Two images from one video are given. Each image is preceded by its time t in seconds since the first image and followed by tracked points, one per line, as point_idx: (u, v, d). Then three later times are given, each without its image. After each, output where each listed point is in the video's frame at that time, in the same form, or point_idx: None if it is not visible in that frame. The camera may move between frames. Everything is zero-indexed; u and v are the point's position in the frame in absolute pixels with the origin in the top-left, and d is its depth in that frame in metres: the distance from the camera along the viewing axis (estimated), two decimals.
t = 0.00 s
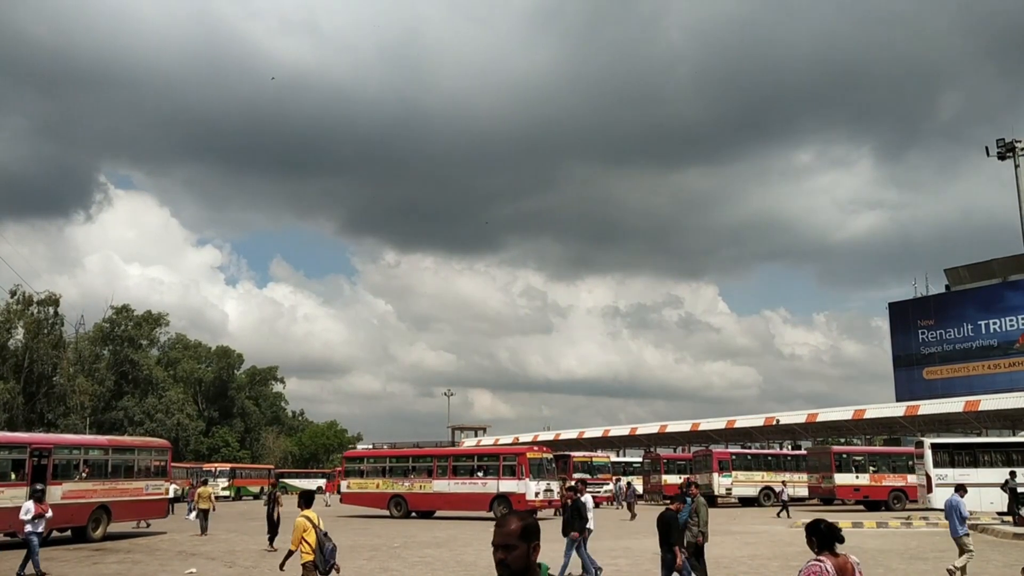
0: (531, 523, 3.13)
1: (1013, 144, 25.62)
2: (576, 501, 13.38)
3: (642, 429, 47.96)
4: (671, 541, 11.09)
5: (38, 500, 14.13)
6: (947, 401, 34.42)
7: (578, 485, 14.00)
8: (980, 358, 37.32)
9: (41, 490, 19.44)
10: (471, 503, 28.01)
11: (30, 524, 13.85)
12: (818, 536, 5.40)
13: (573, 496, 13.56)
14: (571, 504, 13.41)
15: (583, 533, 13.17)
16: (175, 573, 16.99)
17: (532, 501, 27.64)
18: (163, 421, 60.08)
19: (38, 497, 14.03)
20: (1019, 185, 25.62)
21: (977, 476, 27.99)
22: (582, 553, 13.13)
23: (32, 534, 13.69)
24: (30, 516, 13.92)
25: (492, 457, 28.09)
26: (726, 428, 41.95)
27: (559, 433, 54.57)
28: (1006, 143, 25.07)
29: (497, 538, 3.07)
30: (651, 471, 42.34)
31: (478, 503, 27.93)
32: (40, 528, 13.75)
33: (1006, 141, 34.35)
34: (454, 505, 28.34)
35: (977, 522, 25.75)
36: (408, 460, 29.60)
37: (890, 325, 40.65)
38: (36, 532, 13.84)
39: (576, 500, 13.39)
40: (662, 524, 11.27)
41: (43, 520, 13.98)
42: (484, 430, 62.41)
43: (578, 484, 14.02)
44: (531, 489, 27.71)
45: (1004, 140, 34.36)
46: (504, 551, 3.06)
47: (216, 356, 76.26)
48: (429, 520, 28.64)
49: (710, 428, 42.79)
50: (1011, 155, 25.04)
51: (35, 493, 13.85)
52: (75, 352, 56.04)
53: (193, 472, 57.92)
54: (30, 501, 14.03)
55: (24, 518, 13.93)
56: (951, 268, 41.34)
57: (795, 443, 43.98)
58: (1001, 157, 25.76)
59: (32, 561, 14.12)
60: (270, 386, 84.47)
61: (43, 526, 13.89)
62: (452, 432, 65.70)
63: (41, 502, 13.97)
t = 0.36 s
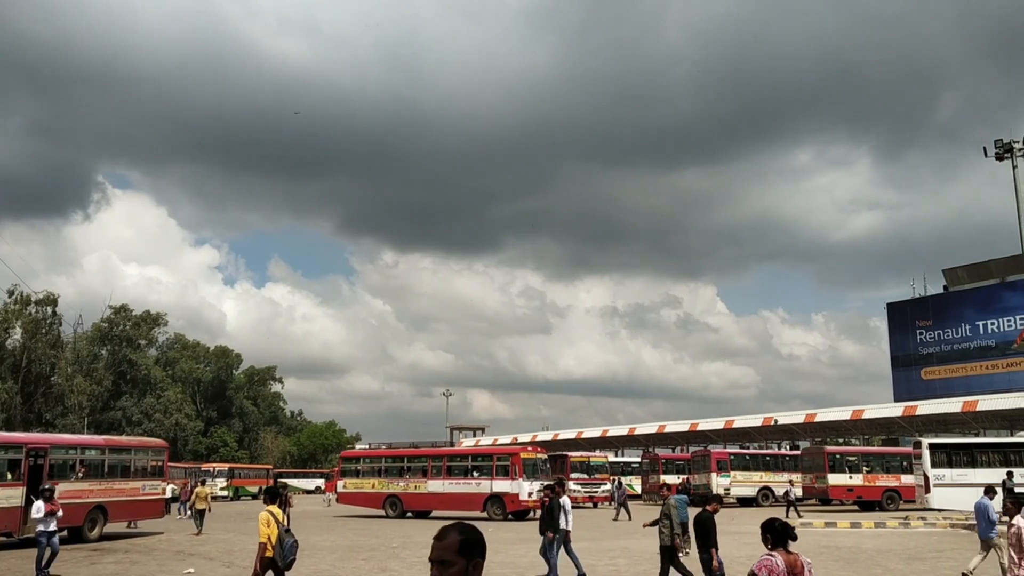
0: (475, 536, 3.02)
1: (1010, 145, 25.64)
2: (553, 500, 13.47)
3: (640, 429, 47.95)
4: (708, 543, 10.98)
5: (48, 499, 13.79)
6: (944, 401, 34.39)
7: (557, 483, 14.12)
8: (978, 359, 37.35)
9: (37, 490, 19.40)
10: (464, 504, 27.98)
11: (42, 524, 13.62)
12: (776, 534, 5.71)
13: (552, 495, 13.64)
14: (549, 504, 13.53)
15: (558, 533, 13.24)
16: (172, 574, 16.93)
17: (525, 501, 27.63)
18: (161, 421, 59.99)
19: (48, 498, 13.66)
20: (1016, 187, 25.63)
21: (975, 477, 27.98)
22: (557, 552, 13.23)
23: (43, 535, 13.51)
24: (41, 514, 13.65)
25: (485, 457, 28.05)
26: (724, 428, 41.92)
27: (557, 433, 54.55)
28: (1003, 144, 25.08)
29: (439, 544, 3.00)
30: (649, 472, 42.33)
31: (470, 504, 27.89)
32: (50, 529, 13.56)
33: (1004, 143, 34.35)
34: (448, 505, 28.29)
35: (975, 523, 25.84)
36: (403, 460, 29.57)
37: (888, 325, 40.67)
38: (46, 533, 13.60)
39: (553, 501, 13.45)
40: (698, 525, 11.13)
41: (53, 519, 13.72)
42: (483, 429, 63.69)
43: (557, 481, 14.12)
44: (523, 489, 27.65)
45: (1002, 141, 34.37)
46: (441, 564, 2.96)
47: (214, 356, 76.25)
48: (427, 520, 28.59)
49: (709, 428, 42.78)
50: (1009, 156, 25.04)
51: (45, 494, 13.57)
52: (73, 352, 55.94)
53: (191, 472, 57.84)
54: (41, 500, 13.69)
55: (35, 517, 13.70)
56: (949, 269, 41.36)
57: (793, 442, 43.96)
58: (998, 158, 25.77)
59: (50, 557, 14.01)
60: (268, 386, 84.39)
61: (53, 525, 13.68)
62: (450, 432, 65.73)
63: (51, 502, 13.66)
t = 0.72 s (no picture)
0: (380, 534, 2.79)
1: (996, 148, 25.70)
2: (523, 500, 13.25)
3: (628, 430, 47.95)
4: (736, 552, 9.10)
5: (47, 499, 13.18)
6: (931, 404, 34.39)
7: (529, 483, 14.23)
8: (963, 361, 37.54)
9: (18, 488, 19.14)
10: (446, 503, 27.90)
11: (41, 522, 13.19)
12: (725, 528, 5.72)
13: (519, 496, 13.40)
14: (516, 502, 13.28)
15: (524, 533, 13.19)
16: (157, 573, 16.71)
17: (507, 500, 27.57)
18: (147, 419, 59.48)
19: (47, 500, 13.07)
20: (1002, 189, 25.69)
21: (959, 478, 28.10)
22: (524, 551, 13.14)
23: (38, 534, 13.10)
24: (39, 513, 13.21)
25: (468, 457, 27.95)
26: (712, 428, 41.94)
27: (545, 433, 54.52)
28: (989, 147, 25.15)
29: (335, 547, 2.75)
30: (637, 472, 42.35)
31: (453, 503, 27.81)
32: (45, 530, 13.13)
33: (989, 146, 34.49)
34: (432, 505, 28.19)
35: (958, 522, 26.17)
36: (387, 459, 29.42)
37: (875, 327, 40.83)
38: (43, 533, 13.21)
39: (521, 501, 13.22)
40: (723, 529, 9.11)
41: (50, 519, 13.22)
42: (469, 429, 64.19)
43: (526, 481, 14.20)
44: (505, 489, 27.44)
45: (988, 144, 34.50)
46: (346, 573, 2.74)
47: (200, 355, 75.86)
48: (413, 519, 28.49)
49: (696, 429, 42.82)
50: (996, 160, 25.09)
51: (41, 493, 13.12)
52: (58, 350, 55.41)
53: (177, 471, 57.39)
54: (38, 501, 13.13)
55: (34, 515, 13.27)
56: (936, 271, 41.56)
57: (779, 443, 44.08)
58: (984, 160, 25.84)
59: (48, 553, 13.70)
60: (254, 385, 83.92)
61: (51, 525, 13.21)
62: (438, 432, 65.60)
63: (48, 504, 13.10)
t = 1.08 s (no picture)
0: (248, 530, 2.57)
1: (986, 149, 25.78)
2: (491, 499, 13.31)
3: (619, 429, 47.93)
4: (749, 541, 10.63)
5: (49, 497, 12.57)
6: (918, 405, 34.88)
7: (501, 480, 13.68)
8: (953, 362, 37.67)
9: (3, 487, 18.94)
10: (434, 503, 27.82)
11: (44, 521, 12.52)
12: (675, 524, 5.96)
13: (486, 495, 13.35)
14: (488, 500, 13.25)
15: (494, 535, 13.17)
16: (146, 573, 16.50)
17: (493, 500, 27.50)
18: (137, 417, 59.08)
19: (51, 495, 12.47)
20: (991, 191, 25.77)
21: (948, 479, 28.14)
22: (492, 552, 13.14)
23: (43, 532, 12.40)
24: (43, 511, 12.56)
25: (453, 456, 27.88)
26: (702, 429, 41.98)
27: (536, 433, 54.48)
28: (979, 148, 25.22)
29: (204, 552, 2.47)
30: (628, 472, 42.34)
31: (440, 503, 27.73)
32: (52, 527, 12.46)
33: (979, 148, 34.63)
34: (418, 504, 28.06)
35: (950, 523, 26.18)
36: (374, 459, 29.30)
37: (865, 328, 40.93)
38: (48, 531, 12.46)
39: (490, 499, 13.30)
40: (739, 523, 10.77)
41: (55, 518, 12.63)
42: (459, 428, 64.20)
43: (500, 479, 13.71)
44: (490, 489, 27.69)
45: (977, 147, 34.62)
46: None
47: (191, 353, 75.54)
48: (402, 519, 28.39)
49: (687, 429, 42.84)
50: (986, 161, 25.16)
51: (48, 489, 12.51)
52: (47, 348, 55.02)
53: (167, 469, 57.02)
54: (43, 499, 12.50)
55: (35, 515, 12.59)
56: (925, 273, 41.69)
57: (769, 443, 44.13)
58: (974, 162, 25.91)
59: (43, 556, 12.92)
60: (245, 384, 83.57)
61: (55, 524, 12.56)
62: (429, 431, 65.48)
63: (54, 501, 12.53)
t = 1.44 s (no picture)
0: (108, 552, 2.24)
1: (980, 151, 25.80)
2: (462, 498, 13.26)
3: (613, 429, 47.91)
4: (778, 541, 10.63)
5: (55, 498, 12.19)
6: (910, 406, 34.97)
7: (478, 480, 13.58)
8: (945, 363, 37.75)
9: None
10: (424, 503, 27.71)
11: (51, 522, 12.22)
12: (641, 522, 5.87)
13: (457, 495, 13.25)
14: (458, 501, 13.26)
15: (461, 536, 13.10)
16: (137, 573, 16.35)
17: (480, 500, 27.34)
18: (130, 417, 58.79)
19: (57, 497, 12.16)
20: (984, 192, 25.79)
21: (941, 479, 28.19)
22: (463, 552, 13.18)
23: (50, 532, 12.11)
24: (49, 513, 12.24)
25: (442, 456, 27.74)
26: (695, 429, 42.07)
27: (530, 433, 54.44)
28: (972, 150, 25.25)
29: None
30: (621, 472, 42.33)
31: (430, 503, 27.62)
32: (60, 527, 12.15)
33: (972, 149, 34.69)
34: (407, 504, 27.95)
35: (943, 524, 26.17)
36: (364, 459, 29.22)
37: (858, 329, 41.00)
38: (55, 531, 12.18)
39: (460, 500, 13.22)
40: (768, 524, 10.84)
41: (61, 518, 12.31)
42: (452, 428, 64.28)
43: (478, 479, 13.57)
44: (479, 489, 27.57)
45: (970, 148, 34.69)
46: None
47: (184, 353, 75.33)
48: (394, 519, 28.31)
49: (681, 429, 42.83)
50: (979, 163, 25.19)
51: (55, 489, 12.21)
52: (39, 347, 54.79)
53: (160, 469, 56.75)
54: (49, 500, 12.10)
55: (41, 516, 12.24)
56: (918, 274, 41.77)
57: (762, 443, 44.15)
58: (967, 163, 25.94)
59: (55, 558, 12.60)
60: (239, 384, 83.29)
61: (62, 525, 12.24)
62: (423, 431, 65.38)
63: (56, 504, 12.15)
